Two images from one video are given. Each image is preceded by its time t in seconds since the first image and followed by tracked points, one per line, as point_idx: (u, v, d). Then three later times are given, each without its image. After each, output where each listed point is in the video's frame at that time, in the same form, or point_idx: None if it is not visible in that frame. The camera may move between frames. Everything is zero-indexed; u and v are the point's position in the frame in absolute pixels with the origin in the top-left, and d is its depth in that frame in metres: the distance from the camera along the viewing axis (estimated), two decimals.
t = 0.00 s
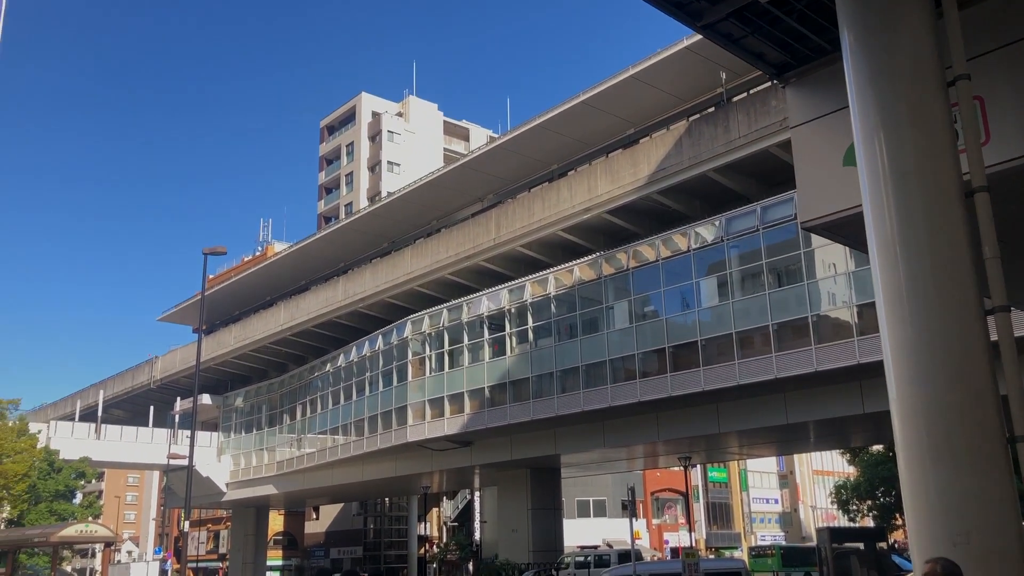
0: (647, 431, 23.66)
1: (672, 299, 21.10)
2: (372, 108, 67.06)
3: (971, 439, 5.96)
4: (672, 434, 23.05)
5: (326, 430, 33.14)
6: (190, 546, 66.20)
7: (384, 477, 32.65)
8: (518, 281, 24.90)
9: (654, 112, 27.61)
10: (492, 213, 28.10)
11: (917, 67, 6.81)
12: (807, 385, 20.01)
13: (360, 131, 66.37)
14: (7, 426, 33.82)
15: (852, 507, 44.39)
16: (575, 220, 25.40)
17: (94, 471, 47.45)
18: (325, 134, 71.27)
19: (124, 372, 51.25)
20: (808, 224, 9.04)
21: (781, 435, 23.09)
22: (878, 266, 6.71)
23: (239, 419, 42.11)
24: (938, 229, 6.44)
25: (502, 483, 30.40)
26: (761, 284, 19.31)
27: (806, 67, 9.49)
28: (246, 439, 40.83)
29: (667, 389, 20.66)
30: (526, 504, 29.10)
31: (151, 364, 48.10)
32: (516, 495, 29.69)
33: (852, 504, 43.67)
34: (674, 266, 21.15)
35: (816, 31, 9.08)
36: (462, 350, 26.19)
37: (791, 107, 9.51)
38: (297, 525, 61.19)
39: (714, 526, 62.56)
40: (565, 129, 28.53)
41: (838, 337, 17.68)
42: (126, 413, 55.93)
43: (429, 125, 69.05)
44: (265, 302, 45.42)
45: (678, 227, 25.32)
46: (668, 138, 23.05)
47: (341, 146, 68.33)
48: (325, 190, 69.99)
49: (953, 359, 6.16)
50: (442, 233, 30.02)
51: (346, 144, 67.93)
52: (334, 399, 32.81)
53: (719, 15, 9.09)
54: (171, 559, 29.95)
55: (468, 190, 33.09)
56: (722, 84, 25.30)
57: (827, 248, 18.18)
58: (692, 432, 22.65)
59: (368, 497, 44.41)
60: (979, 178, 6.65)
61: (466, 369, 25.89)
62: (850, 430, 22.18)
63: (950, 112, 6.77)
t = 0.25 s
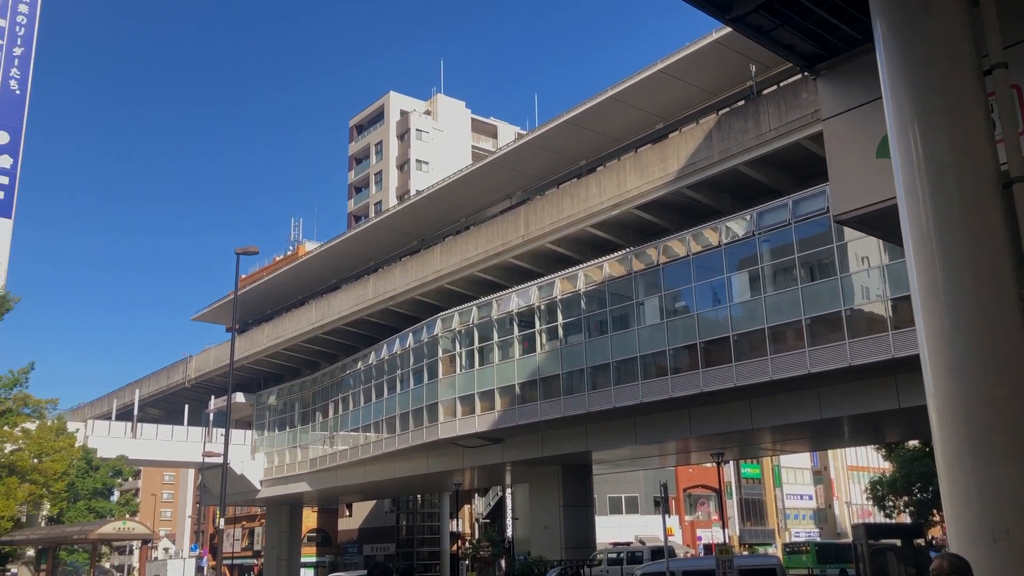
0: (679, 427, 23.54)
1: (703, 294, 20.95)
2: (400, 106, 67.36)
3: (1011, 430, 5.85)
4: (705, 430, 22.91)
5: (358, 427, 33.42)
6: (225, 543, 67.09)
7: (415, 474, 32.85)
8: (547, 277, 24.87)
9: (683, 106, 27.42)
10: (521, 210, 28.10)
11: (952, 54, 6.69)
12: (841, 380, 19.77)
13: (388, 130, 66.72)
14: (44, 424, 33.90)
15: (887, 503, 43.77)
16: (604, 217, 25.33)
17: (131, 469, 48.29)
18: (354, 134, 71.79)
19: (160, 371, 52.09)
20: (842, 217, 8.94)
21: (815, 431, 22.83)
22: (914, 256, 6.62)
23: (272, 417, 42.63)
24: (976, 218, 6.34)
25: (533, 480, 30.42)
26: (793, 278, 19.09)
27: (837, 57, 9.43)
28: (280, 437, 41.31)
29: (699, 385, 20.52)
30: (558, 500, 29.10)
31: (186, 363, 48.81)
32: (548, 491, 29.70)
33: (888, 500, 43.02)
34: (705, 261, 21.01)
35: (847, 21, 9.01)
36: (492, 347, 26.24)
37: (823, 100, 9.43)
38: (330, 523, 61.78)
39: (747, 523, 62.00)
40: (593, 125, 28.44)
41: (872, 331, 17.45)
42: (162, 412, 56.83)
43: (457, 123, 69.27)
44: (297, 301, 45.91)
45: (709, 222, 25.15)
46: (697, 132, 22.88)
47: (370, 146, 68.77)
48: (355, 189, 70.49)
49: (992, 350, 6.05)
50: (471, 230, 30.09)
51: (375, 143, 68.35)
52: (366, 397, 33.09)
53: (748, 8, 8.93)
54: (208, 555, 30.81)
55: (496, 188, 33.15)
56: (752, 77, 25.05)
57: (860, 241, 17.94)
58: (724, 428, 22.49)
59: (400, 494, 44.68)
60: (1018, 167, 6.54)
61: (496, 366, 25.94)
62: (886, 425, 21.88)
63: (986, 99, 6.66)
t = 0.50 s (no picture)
0: (712, 424, 23.37)
1: (736, 290, 20.79)
2: (429, 106, 67.61)
3: None
4: (739, 427, 22.73)
5: (392, 425, 33.67)
6: (261, 541, 67.96)
7: (448, 472, 33.01)
8: (578, 275, 24.84)
9: (713, 101, 27.20)
10: (551, 207, 28.10)
11: (988, 49, 6.82)
12: (877, 376, 19.48)
13: (418, 129, 67.03)
14: (84, 425, 34.77)
15: (926, 500, 43.02)
16: (635, 213, 25.22)
17: (168, 468, 49.12)
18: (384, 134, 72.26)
19: (196, 371, 52.95)
20: (877, 211, 8.81)
21: (851, 427, 22.53)
22: (951, 250, 6.78)
23: (306, 416, 43.11)
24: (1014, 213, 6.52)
25: (566, 478, 30.39)
26: (828, 273, 18.86)
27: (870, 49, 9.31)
28: (314, 436, 41.75)
29: (733, 381, 20.35)
30: (590, 498, 29.05)
31: (221, 363, 49.53)
32: (581, 489, 29.65)
33: (927, 497, 42.30)
34: (737, 257, 20.83)
35: (880, 13, 8.91)
36: (523, 345, 26.26)
37: (856, 93, 9.35)
38: (364, 520, 62.30)
39: (783, 520, 61.37)
40: (623, 121, 28.34)
41: (909, 326, 17.18)
42: (198, 411, 57.74)
43: (486, 121, 69.38)
44: (330, 300, 46.37)
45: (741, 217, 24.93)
46: (728, 127, 22.69)
47: (400, 145, 69.17)
48: (385, 189, 70.95)
49: None
50: (502, 228, 30.15)
51: (405, 142, 68.73)
52: (399, 395, 33.32)
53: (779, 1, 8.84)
54: (246, 552, 31.31)
55: (526, 185, 33.18)
56: (783, 70, 24.76)
57: (896, 234, 17.67)
58: (758, 424, 22.29)
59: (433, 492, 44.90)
60: None
61: (528, 364, 25.96)
62: (924, 421, 21.52)
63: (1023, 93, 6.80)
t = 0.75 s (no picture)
0: (748, 422, 23.19)
1: (771, 287, 20.59)
2: (460, 106, 67.83)
3: None
4: (774, 424, 22.52)
5: (426, 424, 33.88)
6: (298, 540, 68.79)
7: (482, 471, 33.14)
8: (610, 273, 24.78)
9: (746, 96, 26.93)
10: (583, 205, 28.05)
11: None
12: (916, 373, 19.19)
13: (449, 129, 67.28)
14: (123, 425, 35.64)
15: (968, 499, 42.22)
16: (667, 211, 25.10)
17: (206, 467, 49.94)
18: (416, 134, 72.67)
19: (232, 371, 53.77)
20: (914, 205, 8.76)
21: (890, 424, 22.19)
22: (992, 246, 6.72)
23: (341, 415, 43.54)
24: None
25: (600, 477, 30.31)
26: (864, 268, 18.61)
27: (907, 41, 9.26)
28: (349, 435, 42.15)
29: (769, 379, 20.14)
30: (625, 497, 28.95)
31: (257, 363, 50.24)
32: (615, 488, 29.55)
33: (968, 496, 41.46)
34: (772, 253, 20.62)
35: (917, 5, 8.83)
36: (556, 344, 26.27)
37: (892, 86, 9.30)
38: (400, 519, 62.80)
39: (820, 519, 60.63)
40: (654, 117, 28.20)
41: (948, 321, 16.90)
42: (236, 411, 58.61)
43: (516, 120, 69.45)
44: (363, 300, 46.80)
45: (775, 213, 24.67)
46: (761, 122, 22.47)
47: (431, 146, 69.52)
48: (417, 189, 71.36)
49: None
50: (533, 227, 30.18)
51: (436, 143, 69.06)
52: (432, 395, 33.56)
53: None
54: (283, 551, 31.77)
55: (558, 184, 33.17)
56: (817, 63, 24.44)
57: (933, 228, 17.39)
58: (794, 422, 22.06)
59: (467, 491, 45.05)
60: None
61: (561, 363, 25.96)
62: (965, 418, 21.12)
63: None
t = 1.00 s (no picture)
0: (785, 420, 22.94)
1: (807, 284, 20.34)
2: (491, 106, 67.92)
3: None
4: (812, 422, 22.27)
5: (461, 424, 34.03)
6: (336, 538, 69.48)
7: (518, 470, 33.21)
8: (644, 271, 24.67)
9: (780, 91, 26.63)
10: (616, 204, 27.97)
11: None
12: (958, 370, 18.82)
13: (480, 130, 67.44)
14: (163, 426, 36.34)
15: (1013, 497, 41.27)
16: (701, 208, 24.92)
17: (245, 467, 50.69)
18: (448, 135, 72.98)
19: (270, 372, 54.51)
20: (953, 200, 9.17)
21: (931, 422, 21.82)
22: None
23: (377, 415, 43.90)
24: None
25: (636, 476, 30.22)
26: (903, 264, 18.31)
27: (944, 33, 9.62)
28: (385, 434, 42.49)
29: (806, 376, 19.91)
30: (662, 496, 28.83)
31: (294, 364, 50.86)
32: (652, 487, 29.43)
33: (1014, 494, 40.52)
34: (808, 249, 20.38)
35: None
36: (591, 343, 26.23)
37: (929, 79, 9.70)
38: (436, 518, 63.15)
39: (860, 517, 59.69)
40: (687, 114, 28.01)
41: (990, 317, 16.57)
42: (273, 411, 59.41)
43: (547, 119, 69.37)
44: (397, 301, 47.13)
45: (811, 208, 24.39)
46: (796, 117, 22.21)
47: (463, 146, 69.76)
48: (449, 189, 71.67)
49: None
50: (566, 226, 30.16)
51: (468, 142, 69.28)
52: (467, 394, 33.70)
53: None
54: (320, 551, 32.13)
55: (590, 182, 33.10)
56: (853, 57, 24.08)
57: (974, 222, 17.05)
58: (833, 420, 21.78)
59: (502, 490, 45.12)
60: None
61: (595, 362, 25.91)
62: (1010, 415, 20.66)
63: None
